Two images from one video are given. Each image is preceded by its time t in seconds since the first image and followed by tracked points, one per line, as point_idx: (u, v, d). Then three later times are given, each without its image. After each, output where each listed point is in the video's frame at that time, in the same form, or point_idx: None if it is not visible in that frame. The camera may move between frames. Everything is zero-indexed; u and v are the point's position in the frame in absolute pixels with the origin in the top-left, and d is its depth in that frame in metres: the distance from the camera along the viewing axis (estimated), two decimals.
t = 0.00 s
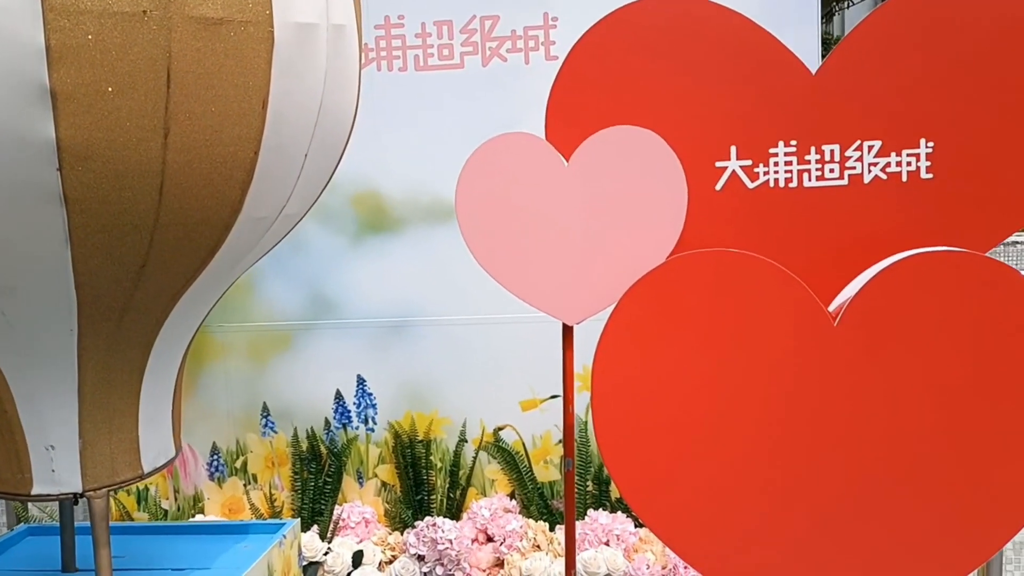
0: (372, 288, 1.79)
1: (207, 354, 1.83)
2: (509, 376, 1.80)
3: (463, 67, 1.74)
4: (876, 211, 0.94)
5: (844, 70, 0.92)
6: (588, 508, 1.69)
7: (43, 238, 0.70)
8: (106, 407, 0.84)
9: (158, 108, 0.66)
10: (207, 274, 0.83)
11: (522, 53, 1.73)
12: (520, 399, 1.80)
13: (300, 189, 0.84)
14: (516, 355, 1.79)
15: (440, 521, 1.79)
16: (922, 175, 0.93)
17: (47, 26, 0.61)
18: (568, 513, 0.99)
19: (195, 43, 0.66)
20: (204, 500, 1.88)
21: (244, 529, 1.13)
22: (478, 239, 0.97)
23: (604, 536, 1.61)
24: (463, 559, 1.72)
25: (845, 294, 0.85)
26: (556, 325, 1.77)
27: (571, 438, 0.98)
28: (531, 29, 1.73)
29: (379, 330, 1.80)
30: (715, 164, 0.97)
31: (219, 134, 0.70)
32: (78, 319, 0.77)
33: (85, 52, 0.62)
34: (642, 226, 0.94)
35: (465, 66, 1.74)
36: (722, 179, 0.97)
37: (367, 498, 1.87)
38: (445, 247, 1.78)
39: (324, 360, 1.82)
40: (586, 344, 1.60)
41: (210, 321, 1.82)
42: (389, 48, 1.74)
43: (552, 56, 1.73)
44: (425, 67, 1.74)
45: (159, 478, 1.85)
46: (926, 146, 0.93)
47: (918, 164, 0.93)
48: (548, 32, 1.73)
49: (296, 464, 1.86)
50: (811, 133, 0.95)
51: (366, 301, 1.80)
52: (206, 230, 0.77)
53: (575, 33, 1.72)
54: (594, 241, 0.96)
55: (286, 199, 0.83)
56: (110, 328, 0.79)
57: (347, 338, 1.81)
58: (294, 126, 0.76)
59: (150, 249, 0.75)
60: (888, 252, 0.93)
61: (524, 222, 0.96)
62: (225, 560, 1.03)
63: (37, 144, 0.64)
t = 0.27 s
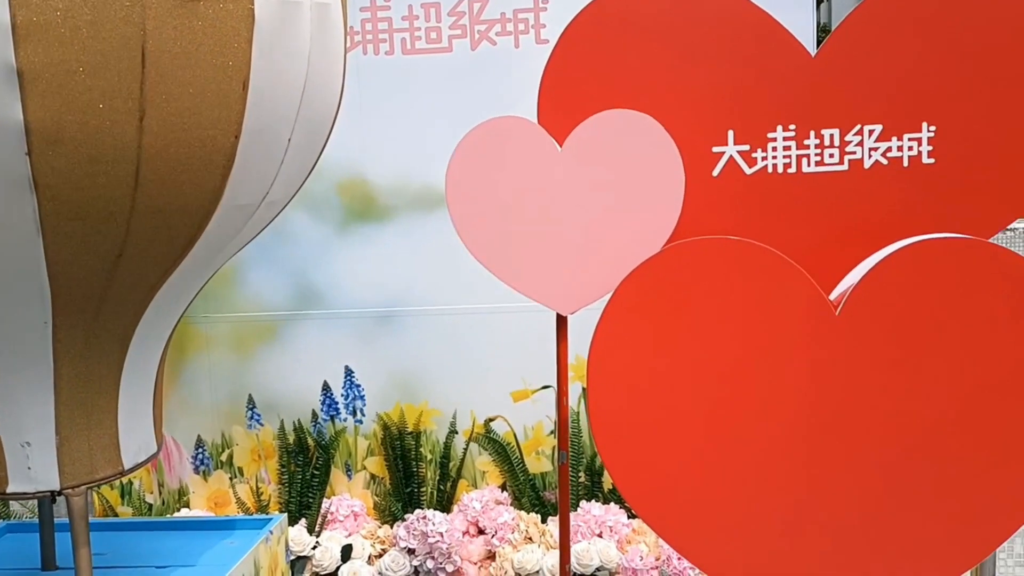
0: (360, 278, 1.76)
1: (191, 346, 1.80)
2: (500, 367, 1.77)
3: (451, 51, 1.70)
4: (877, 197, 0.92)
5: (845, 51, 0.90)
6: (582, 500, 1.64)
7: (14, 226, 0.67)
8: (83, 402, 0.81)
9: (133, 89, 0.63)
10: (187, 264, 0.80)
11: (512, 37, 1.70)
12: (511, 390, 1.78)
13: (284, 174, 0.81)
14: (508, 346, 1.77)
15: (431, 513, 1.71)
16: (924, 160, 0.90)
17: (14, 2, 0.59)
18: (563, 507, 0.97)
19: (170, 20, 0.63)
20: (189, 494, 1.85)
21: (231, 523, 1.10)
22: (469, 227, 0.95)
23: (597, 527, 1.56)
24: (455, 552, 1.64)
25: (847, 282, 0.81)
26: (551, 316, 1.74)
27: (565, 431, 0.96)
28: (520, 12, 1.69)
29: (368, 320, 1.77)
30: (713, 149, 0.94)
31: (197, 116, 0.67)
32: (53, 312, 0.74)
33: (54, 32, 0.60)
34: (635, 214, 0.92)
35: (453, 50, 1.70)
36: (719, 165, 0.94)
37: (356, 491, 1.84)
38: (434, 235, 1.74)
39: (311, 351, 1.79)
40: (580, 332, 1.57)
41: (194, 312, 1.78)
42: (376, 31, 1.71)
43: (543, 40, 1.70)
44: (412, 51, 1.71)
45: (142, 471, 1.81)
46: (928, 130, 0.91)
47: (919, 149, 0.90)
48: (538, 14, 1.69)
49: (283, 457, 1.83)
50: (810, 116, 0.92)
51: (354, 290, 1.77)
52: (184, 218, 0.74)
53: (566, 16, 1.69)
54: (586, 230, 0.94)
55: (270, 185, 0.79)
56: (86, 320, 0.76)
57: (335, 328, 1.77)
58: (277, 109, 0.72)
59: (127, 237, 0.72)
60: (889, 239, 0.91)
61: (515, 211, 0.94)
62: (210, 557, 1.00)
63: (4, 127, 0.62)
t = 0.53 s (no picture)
0: (353, 267, 1.75)
1: (182, 336, 1.78)
2: (495, 356, 1.76)
3: (445, 36, 1.68)
4: (878, 183, 0.91)
5: (845, 34, 0.88)
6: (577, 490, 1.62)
7: None
8: (71, 392, 0.79)
9: (119, 70, 0.61)
10: (177, 251, 0.78)
11: (505, 21, 1.67)
12: (506, 378, 1.77)
13: (275, 158, 0.79)
14: (502, 336, 1.75)
15: (425, 503, 1.67)
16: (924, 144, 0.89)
17: None
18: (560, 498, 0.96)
19: None
20: (181, 485, 1.83)
21: (223, 516, 1.09)
22: (464, 215, 0.94)
23: (593, 516, 1.54)
24: (449, 542, 1.63)
25: (848, 268, 0.80)
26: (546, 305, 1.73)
27: (562, 420, 0.94)
28: None
29: (360, 309, 1.75)
30: (711, 134, 0.93)
31: (186, 98, 0.65)
32: (39, 300, 0.72)
33: (37, 10, 0.58)
34: (633, 202, 0.90)
35: (446, 35, 1.68)
36: (717, 150, 0.93)
37: (349, 481, 1.82)
38: (427, 222, 1.73)
39: (303, 341, 1.77)
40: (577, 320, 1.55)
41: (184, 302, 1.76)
42: (367, 16, 1.68)
43: (537, 24, 1.68)
44: (404, 36, 1.68)
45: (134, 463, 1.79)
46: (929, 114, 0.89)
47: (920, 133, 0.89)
48: None
49: (276, 448, 1.81)
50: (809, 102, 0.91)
51: (347, 279, 1.75)
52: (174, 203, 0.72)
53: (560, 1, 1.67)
54: (583, 219, 0.92)
55: (261, 169, 0.77)
56: (74, 308, 0.75)
57: (327, 318, 1.76)
58: (268, 90, 0.70)
59: (115, 223, 0.70)
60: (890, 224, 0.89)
61: (511, 199, 0.93)
62: (202, 549, 0.99)
63: None
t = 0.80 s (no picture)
0: (344, 255, 1.68)
1: (169, 325, 1.73)
2: (490, 345, 1.70)
3: (436, 19, 1.61)
4: (871, 169, 0.89)
5: (843, 17, 0.87)
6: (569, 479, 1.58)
7: None
8: (54, 381, 0.77)
9: (100, 50, 0.59)
10: (162, 237, 0.76)
11: (497, 5, 1.61)
12: (500, 367, 1.71)
13: (262, 142, 0.77)
14: (496, 324, 1.70)
15: (416, 493, 1.66)
16: (924, 128, 0.88)
17: None
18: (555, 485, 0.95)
19: None
20: (170, 476, 1.77)
21: (212, 507, 1.08)
22: (457, 200, 0.93)
23: (588, 506, 1.51)
24: (442, 532, 1.61)
25: (846, 253, 0.78)
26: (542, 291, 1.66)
27: (557, 408, 0.93)
28: None
29: (352, 298, 1.69)
30: (708, 118, 0.91)
31: (170, 79, 0.63)
32: (20, 288, 0.70)
33: None
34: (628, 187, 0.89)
35: (437, 19, 1.61)
36: (715, 133, 0.91)
37: (341, 472, 1.76)
38: (419, 209, 1.67)
39: (292, 331, 1.71)
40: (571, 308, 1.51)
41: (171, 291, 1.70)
42: None
43: (529, 8, 1.62)
44: (393, 20, 1.61)
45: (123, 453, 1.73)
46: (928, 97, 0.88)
47: (920, 117, 0.88)
48: None
49: (266, 438, 1.75)
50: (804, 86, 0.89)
51: (338, 266, 1.69)
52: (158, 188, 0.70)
53: None
54: (577, 208, 0.91)
55: (247, 154, 0.75)
56: (56, 296, 0.73)
57: (318, 307, 1.70)
58: (255, 73, 0.68)
59: (97, 208, 0.68)
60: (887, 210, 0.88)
61: (505, 184, 0.91)
62: (192, 540, 0.97)
63: None
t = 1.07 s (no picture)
0: (333, 238, 1.53)
1: (156, 311, 1.55)
2: (485, 326, 1.54)
3: None
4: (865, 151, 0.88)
5: None
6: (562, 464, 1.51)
7: None
8: (35, 367, 0.75)
9: (76, 25, 0.58)
10: (145, 219, 0.74)
11: None
12: (490, 353, 1.55)
13: (246, 122, 0.75)
14: (489, 309, 1.53)
15: (409, 479, 1.49)
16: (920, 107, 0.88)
17: None
18: (547, 471, 0.94)
19: None
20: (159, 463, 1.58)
21: (200, 494, 1.06)
22: (445, 185, 0.90)
23: (579, 492, 1.45)
24: (435, 519, 1.43)
25: (841, 233, 0.77)
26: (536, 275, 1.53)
27: (548, 393, 0.92)
28: None
29: (342, 283, 1.53)
30: (701, 97, 0.90)
31: (149, 56, 0.61)
32: None
33: None
34: (620, 168, 0.88)
35: None
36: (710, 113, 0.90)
37: (332, 459, 1.57)
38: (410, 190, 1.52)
39: (281, 316, 1.55)
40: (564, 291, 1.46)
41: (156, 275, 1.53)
42: None
43: None
44: None
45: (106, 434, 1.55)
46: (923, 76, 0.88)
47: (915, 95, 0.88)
48: None
49: (256, 425, 1.57)
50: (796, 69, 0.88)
51: (329, 250, 1.53)
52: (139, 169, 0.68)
53: None
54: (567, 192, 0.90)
55: (231, 133, 0.74)
56: (36, 278, 0.71)
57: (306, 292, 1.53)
58: (238, 51, 0.67)
59: (76, 188, 0.66)
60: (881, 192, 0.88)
61: (495, 168, 0.90)
62: (180, 528, 0.96)
63: None
